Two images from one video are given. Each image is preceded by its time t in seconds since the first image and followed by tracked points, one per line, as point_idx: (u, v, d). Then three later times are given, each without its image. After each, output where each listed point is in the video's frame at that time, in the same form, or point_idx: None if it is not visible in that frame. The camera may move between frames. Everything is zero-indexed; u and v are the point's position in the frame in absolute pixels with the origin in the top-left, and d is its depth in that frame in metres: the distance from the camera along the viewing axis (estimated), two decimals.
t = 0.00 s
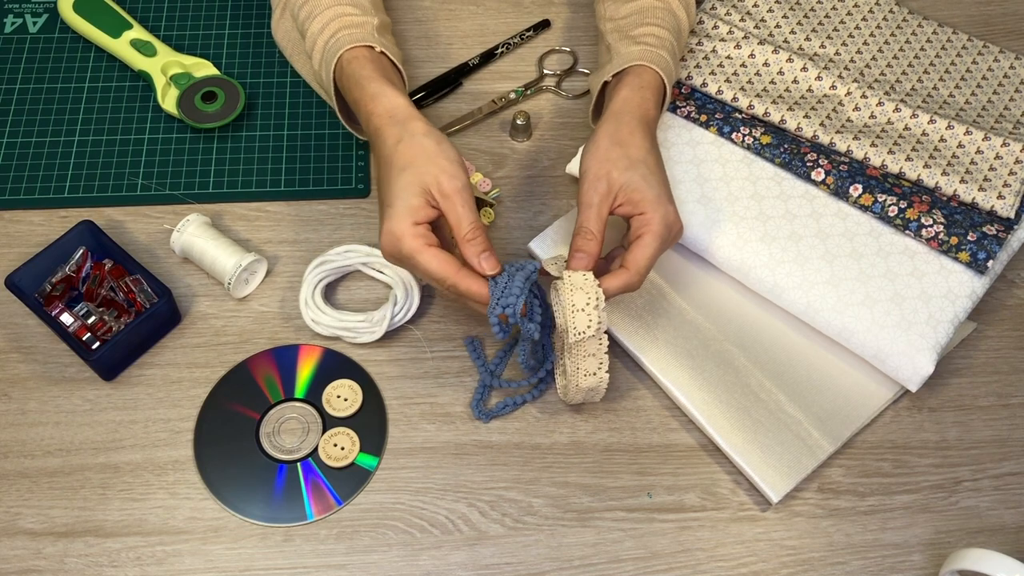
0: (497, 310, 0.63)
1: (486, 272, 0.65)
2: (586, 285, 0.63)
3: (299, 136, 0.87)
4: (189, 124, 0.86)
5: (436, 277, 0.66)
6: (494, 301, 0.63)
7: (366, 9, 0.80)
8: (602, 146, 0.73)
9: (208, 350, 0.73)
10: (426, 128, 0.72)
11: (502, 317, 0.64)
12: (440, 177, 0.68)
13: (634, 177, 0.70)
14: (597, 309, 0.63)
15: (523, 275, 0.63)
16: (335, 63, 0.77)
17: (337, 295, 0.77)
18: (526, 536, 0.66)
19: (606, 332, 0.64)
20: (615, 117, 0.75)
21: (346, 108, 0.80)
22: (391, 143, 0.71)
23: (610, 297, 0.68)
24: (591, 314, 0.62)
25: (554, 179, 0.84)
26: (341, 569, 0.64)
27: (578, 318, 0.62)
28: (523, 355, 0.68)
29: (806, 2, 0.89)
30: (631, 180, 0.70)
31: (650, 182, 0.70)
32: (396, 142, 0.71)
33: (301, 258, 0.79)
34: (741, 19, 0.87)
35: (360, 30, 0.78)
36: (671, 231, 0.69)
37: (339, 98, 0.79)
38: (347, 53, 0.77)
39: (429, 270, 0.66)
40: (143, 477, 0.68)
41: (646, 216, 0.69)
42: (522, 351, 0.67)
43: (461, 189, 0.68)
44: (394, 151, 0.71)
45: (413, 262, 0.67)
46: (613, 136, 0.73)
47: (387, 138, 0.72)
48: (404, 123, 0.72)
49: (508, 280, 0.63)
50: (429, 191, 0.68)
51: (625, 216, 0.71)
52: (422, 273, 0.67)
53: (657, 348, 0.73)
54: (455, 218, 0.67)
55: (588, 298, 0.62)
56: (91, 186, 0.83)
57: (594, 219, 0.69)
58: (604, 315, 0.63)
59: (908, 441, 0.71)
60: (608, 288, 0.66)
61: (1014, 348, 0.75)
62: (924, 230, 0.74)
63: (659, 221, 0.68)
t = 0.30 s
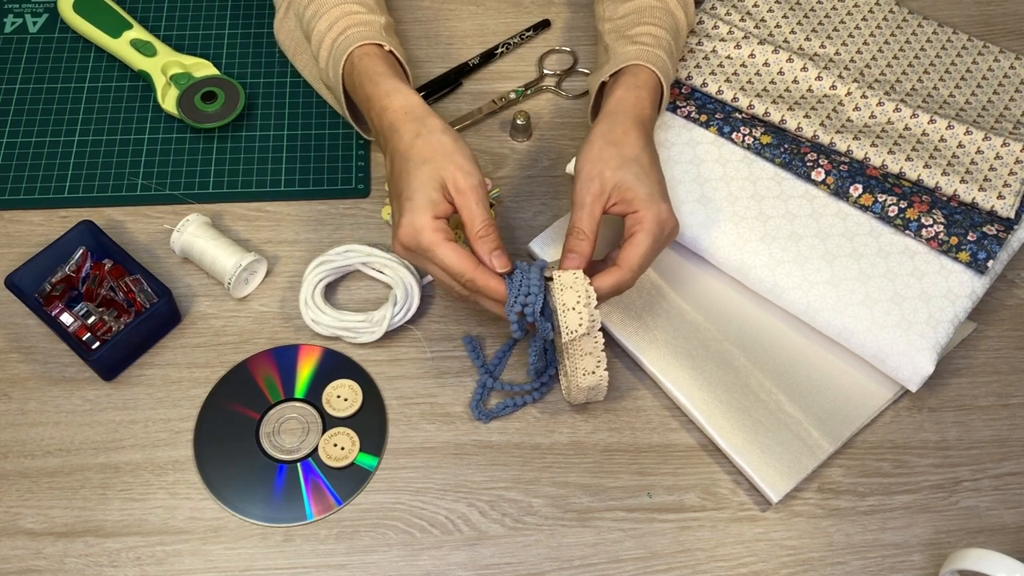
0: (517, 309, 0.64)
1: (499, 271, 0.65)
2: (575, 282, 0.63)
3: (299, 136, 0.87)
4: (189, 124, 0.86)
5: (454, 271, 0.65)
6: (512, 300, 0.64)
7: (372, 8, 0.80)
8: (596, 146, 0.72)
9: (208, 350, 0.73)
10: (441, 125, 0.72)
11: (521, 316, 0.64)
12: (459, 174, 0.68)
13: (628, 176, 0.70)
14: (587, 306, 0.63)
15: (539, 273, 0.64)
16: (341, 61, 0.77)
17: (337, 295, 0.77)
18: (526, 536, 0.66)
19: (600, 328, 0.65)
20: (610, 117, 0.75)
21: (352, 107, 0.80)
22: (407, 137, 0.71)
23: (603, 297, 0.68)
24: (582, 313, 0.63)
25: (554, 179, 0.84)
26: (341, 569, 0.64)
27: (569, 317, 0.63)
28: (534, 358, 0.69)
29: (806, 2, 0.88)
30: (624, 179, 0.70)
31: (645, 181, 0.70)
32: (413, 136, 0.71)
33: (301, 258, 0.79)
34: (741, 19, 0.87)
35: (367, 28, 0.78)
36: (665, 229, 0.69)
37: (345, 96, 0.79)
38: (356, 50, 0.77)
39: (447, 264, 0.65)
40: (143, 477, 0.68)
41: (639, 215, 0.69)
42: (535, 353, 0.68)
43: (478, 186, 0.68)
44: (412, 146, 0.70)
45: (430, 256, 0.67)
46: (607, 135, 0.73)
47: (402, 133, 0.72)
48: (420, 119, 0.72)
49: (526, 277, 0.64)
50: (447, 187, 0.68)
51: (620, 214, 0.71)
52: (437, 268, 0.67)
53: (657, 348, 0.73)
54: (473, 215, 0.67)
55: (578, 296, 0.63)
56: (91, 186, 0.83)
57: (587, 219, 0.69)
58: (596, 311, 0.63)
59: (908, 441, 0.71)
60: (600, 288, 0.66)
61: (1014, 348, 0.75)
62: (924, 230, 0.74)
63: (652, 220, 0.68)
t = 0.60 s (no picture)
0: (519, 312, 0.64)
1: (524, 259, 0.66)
2: (567, 287, 0.63)
3: (299, 136, 0.87)
4: (189, 124, 0.86)
5: (458, 272, 0.65)
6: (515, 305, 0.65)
7: (373, 9, 0.80)
8: (591, 146, 0.72)
9: (208, 350, 0.73)
10: (444, 126, 0.72)
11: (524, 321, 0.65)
12: (461, 174, 0.68)
13: (622, 177, 0.70)
14: (579, 311, 0.63)
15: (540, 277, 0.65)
16: (342, 61, 0.77)
17: (337, 295, 0.77)
18: (526, 536, 0.66)
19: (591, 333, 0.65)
20: (605, 118, 0.75)
21: (352, 108, 0.80)
22: (410, 138, 0.71)
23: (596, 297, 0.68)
24: (574, 318, 0.63)
25: (554, 179, 0.84)
26: (341, 569, 0.64)
27: (560, 322, 0.63)
28: (535, 358, 0.70)
29: (806, 2, 0.89)
30: (619, 180, 0.70)
31: (639, 182, 0.70)
32: (416, 137, 0.71)
33: (301, 258, 0.79)
34: (741, 19, 0.87)
35: (369, 29, 0.78)
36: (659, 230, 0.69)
37: (346, 96, 0.79)
38: (358, 51, 0.77)
39: (450, 265, 0.65)
40: (143, 477, 0.68)
41: (631, 216, 0.69)
42: (536, 354, 0.69)
43: (487, 183, 0.68)
44: (415, 147, 0.70)
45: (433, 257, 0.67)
46: (602, 136, 0.73)
47: (405, 134, 0.72)
48: (423, 120, 0.72)
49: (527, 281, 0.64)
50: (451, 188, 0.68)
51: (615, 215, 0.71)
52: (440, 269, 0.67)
53: (658, 348, 0.73)
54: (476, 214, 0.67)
55: (569, 302, 0.63)
56: (91, 186, 0.83)
57: (580, 221, 0.69)
58: (586, 315, 0.63)
59: (908, 441, 0.71)
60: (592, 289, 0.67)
61: (1014, 348, 0.75)
62: (924, 230, 0.74)
63: (645, 221, 0.68)
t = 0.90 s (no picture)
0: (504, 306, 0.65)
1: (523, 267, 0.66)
2: (551, 280, 0.64)
3: (299, 136, 0.87)
4: (189, 124, 0.86)
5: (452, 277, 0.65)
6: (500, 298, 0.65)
7: (377, 12, 0.80)
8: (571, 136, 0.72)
9: (208, 350, 0.73)
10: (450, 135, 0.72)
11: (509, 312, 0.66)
12: (464, 183, 0.68)
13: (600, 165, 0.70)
14: (560, 303, 0.65)
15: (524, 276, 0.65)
16: (348, 67, 0.77)
17: (337, 295, 0.77)
18: (526, 536, 0.66)
19: (572, 327, 0.66)
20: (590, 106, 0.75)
21: (358, 113, 0.80)
22: (416, 142, 0.71)
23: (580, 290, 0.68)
24: (554, 310, 0.65)
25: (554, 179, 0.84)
26: (342, 569, 0.64)
27: (541, 314, 0.65)
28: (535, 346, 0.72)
29: (806, 2, 0.89)
30: (600, 169, 0.70)
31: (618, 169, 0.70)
32: (422, 142, 0.71)
33: (301, 258, 0.79)
34: (741, 19, 0.87)
35: (374, 34, 0.78)
36: (639, 215, 0.68)
37: (351, 101, 0.78)
38: (364, 55, 0.77)
39: (445, 270, 0.65)
40: (143, 477, 0.68)
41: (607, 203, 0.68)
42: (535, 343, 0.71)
43: (490, 193, 0.68)
44: (420, 153, 0.70)
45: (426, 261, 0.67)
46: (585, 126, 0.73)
47: (411, 138, 0.71)
48: (429, 125, 0.72)
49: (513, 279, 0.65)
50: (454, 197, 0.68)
51: (598, 204, 0.71)
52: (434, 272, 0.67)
53: (659, 346, 0.73)
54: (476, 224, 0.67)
55: (551, 294, 0.64)
56: (91, 186, 0.83)
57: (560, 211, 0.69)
58: (567, 309, 0.65)
59: (908, 441, 0.71)
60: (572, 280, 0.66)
61: (1014, 348, 0.75)
62: (924, 230, 0.74)
63: (622, 208, 0.68)
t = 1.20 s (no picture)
0: (494, 307, 0.65)
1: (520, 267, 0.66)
2: (546, 277, 0.64)
3: (299, 136, 0.87)
4: (189, 124, 0.86)
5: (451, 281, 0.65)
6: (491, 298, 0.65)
7: (375, 14, 0.80)
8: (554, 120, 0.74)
9: (208, 350, 0.73)
10: (449, 136, 0.72)
11: (501, 313, 0.65)
12: (462, 184, 0.68)
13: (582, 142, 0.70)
14: (553, 304, 0.64)
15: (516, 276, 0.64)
16: (345, 68, 0.77)
17: (337, 295, 0.77)
18: (526, 536, 0.66)
19: (569, 324, 0.66)
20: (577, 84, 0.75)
21: (357, 114, 0.80)
22: (414, 144, 0.71)
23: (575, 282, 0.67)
24: (549, 309, 0.64)
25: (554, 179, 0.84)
26: (341, 569, 0.64)
27: (537, 314, 0.64)
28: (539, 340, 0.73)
29: (806, 2, 0.89)
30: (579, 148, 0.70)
31: (593, 146, 0.70)
32: (420, 145, 0.71)
33: (301, 258, 0.78)
34: (741, 19, 0.87)
35: (371, 35, 0.78)
36: (610, 190, 0.68)
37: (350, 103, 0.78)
38: (362, 57, 0.77)
39: (444, 275, 0.66)
40: (143, 477, 0.68)
41: (581, 183, 0.68)
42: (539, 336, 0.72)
43: (489, 193, 0.68)
44: (419, 155, 0.70)
45: (423, 264, 0.67)
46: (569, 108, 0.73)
47: (409, 140, 0.71)
48: (427, 127, 0.72)
49: (506, 280, 0.64)
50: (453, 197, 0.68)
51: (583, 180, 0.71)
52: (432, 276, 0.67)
53: (660, 344, 0.73)
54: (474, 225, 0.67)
55: (546, 294, 0.64)
56: (91, 186, 0.83)
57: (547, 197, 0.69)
58: (562, 307, 0.64)
59: (908, 441, 0.71)
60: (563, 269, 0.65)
61: (1014, 348, 0.75)
62: (924, 230, 0.74)
63: (594, 185, 0.68)
